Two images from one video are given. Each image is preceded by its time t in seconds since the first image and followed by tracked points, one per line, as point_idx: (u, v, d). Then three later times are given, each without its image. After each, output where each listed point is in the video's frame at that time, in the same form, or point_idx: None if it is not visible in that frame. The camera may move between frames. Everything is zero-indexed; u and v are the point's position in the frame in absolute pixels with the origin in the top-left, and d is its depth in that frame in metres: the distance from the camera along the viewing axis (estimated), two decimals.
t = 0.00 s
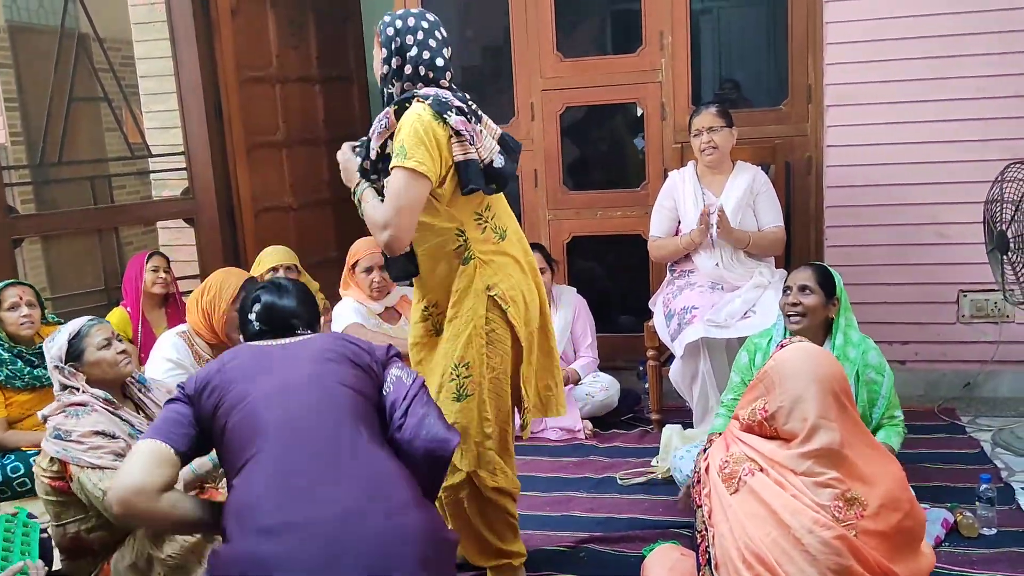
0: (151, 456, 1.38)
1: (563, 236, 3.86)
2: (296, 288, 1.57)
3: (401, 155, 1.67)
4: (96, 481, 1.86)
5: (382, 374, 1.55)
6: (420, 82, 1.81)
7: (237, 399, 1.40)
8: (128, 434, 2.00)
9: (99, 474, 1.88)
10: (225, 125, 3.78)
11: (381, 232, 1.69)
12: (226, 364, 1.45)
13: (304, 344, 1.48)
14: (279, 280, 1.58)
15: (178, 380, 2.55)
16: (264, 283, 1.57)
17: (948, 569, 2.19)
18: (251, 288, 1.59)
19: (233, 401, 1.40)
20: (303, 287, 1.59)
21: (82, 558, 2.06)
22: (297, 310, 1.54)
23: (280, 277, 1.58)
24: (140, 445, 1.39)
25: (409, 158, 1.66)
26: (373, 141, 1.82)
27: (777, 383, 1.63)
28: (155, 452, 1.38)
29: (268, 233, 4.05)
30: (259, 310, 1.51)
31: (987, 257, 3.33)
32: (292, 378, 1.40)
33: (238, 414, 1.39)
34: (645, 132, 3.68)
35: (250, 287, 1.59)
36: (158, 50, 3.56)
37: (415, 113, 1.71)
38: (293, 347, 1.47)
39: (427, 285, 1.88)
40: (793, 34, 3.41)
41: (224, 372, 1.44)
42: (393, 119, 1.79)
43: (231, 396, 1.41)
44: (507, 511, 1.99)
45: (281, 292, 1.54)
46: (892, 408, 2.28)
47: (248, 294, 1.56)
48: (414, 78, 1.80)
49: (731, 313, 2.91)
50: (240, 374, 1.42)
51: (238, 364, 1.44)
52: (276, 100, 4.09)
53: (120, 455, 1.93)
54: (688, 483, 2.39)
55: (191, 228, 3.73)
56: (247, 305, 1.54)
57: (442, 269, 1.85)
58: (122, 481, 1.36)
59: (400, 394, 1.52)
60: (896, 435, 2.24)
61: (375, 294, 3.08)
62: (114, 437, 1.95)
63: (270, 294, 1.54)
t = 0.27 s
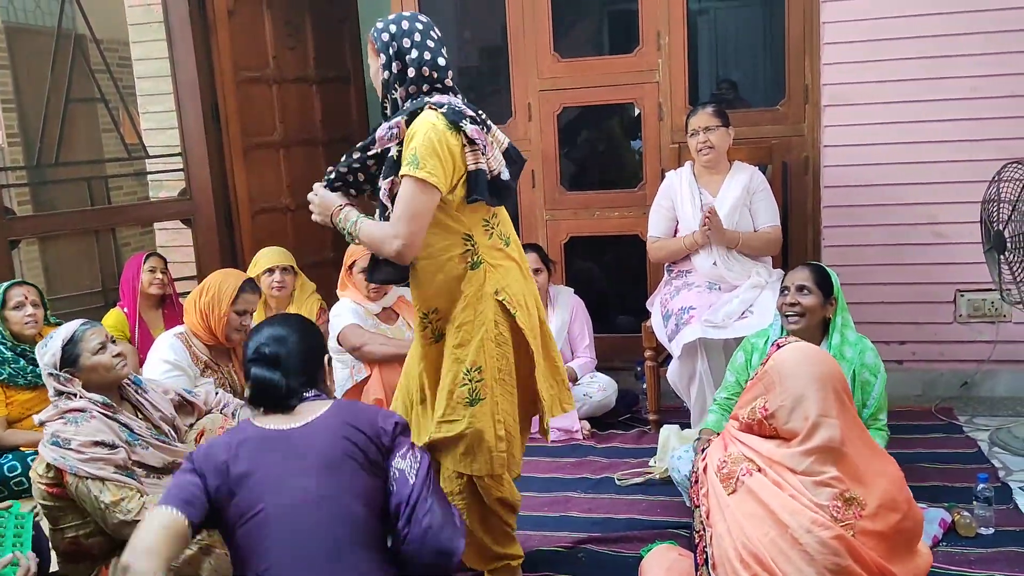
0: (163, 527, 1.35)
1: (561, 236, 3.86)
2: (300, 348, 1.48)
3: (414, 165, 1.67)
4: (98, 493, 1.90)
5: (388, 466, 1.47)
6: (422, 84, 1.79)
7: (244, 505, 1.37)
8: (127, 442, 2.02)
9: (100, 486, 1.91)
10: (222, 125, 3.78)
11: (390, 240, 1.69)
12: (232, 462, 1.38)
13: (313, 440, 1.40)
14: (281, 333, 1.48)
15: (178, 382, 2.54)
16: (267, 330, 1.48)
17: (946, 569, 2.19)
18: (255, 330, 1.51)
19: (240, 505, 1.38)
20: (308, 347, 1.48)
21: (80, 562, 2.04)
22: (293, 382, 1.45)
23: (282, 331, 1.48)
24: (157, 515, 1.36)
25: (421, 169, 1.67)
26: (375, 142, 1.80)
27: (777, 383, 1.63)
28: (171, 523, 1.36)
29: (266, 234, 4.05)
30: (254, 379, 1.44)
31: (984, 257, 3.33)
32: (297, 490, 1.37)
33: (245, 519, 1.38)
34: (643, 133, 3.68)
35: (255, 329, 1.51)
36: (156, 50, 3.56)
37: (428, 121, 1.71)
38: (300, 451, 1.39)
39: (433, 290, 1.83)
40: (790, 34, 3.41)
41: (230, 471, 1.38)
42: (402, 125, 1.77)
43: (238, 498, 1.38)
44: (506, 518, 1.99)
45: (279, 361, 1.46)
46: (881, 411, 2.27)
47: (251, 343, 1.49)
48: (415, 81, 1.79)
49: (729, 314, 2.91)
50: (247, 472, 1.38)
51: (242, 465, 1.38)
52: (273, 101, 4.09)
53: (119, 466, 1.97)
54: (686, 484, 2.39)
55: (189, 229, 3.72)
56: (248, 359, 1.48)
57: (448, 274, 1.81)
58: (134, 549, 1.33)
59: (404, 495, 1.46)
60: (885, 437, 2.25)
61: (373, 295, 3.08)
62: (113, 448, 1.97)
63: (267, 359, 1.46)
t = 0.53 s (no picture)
0: None
1: (559, 236, 3.86)
2: (284, 364, 1.54)
3: (420, 162, 1.65)
4: (93, 497, 1.92)
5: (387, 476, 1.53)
6: (411, 86, 1.78)
7: (243, 528, 1.41)
8: (122, 445, 2.02)
9: (95, 490, 1.93)
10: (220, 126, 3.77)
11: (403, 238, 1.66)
12: (226, 491, 1.43)
13: (307, 458, 1.44)
14: (266, 350, 1.56)
15: (174, 383, 2.54)
16: (258, 347, 1.57)
17: (944, 567, 2.19)
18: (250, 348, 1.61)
19: (239, 529, 1.41)
20: (290, 364, 1.55)
21: (78, 563, 2.05)
22: (270, 394, 1.51)
23: (270, 349, 1.56)
24: None
25: (429, 167, 1.66)
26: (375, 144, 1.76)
27: (776, 381, 1.63)
28: None
29: (264, 234, 4.05)
30: (238, 392, 1.52)
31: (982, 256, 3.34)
32: (294, 501, 1.40)
33: (245, 542, 1.41)
34: (641, 133, 3.68)
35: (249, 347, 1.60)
36: (154, 51, 3.55)
37: (427, 118, 1.70)
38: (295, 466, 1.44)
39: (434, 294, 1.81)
40: (787, 34, 3.42)
41: (225, 501, 1.43)
42: (400, 121, 1.75)
43: (236, 524, 1.42)
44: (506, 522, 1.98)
45: (263, 375, 1.53)
46: (892, 405, 2.26)
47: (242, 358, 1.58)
48: (404, 83, 1.77)
49: (726, 313, 2.91)
50: (246, 493, 1.42)
51: (237, 490, 1.42)
52: (271, 101, 4.09)
53: (114, 470, 1.98)
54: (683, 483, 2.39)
55: (187, 229, 3.72)
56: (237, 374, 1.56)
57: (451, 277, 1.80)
58: None
59: (410, 500, 1.52)
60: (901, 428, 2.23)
61: (371, 295, 3.08)
62: (108, 451, 1.97)
63: (252, 373, 1.54)
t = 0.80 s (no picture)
0: None
1: (558, 237, 3.86)
2: (291, 414, 1.51)
3: (425, 166, 1.65)
4: (93, 500, 1.93)
5: (413, 529, 1.50)
6: (409, 86, 1.77)
7: None
8: (121, 448, 2.02)
9: (95, 493, 1.93)
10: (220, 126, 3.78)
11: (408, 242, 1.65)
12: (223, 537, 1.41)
13: (309, 517, 1.39)
14: (274, 399, 1.54)
15: (173, 383, 2.55)
16: (267, 396, 1.55)
17: (944, 567, 2.20)
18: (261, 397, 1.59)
19: None
20: (296, 414, 1.52)
21: (77, 565, 2.05)
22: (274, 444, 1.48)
23: (277, 398, 1.54)
24: None
25: (434, 171, 1.65)
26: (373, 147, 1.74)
27: (776, 381, 1.63)
28: None
29: (264, 234, 4.05)
30: (244, 442, 1.50)
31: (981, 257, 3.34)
32: (294, 561, 1.35)
33: None
34: (640, 133, 3.68)
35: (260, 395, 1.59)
36: (154, 51, 3.55)
37: (432, 121, 1.69)
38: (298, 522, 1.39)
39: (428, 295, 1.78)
40: (786, 34, 3.42)
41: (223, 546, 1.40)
42: (398, 125, 1.74)
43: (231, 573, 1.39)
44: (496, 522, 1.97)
45: (269, 425, 1.50)
46: (885, 413, 2.28)
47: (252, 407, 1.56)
48: (403, 82, 1.76)
49: (726, 313, 2.91)
50: (244, 544, 1.38)
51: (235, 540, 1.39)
52: (271, 101, 4.09)
53: (114, 473, 1.98)
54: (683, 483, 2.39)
55: (186, 230, 3.71)
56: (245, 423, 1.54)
57: (448, 276, 1.78)
58: None
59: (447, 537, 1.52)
60: (891, 438, 2.25)
61: (370, 295, 3.08)
62: (106, 454, 1.97)
63: (258, 422, 1.51)
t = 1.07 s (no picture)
0: None
1: (558, 237, 3.86)
2: (292, 443, 1.36)
3: (431, 165, 1.59)
4: (92, 503, 1.92)
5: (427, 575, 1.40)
6: (402, 88, 1.69)
7: None
8: (120, 450, 2.02)
9: (93, 497, 1.93)
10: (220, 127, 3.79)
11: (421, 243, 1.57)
12: None
13: None
14: (271, 422, 1.37)
15: (174, 384, 2.55)
16: (261, 416, 1.38)
17: (945, 567, 2.20)
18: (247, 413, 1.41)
19: None
20: (298, 442, 1.37)
21: (78, 566, 2.04)
22: (275, 478, 1.33)
23: (277, 422, 1.37)
24: None
25: (440, 169, 1.59)
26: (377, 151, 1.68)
27: (777, 381, 1.63)
28: None
29: (264, 235, 4.05)
30: (235, 470, 1.34)
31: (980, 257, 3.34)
32: None
33: None
34: (640, 133, 3.69)
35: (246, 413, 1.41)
36: (153, 52, 3.55)
37: (430, 123, 1.64)
38: None
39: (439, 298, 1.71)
40: (786, 35, 3.42)
41: None
42: (400, 130, 1.66)
43: None
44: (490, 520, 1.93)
45: (269, 454, 1.34)
46: (889, 406, 2.27)
47: (240, 428, 1.38)
48: (394, 85, 1.68)
49: (725, 314, 2.91)
50: None
51: None
52: (271, 102, 4.09)
53: (112, 476, 1.97)
54: (683, 484, 2.39)
55: (186, 231, 3.71)
56: (233, 446, 1.37)
57: (458, 282, 1.71)
58: None
59: None
60: (900, 431, 2.23)
61: (370, 296, 3.08)
62: (104, 457, 1.97)
63: (254, 449, 1.35)
